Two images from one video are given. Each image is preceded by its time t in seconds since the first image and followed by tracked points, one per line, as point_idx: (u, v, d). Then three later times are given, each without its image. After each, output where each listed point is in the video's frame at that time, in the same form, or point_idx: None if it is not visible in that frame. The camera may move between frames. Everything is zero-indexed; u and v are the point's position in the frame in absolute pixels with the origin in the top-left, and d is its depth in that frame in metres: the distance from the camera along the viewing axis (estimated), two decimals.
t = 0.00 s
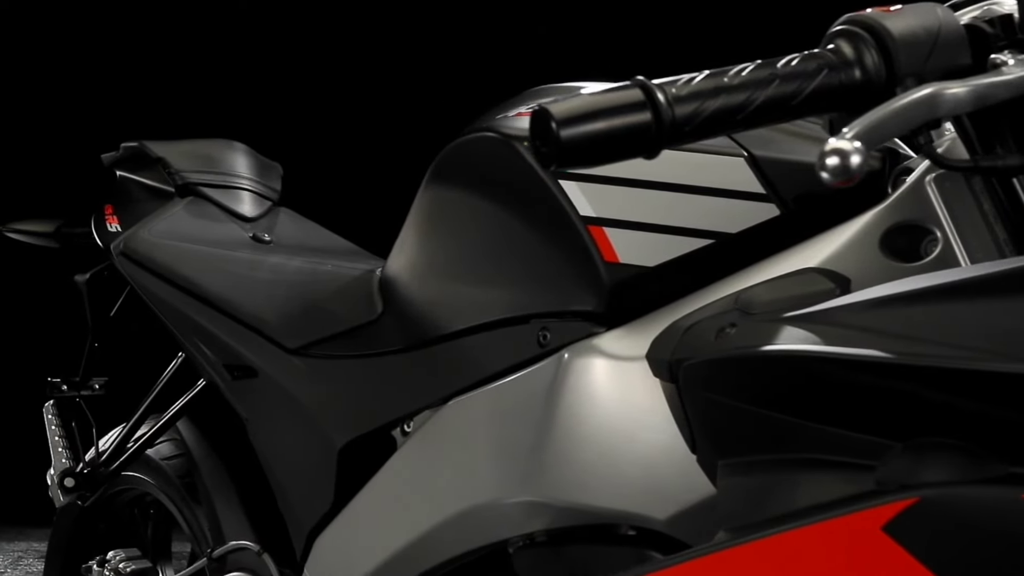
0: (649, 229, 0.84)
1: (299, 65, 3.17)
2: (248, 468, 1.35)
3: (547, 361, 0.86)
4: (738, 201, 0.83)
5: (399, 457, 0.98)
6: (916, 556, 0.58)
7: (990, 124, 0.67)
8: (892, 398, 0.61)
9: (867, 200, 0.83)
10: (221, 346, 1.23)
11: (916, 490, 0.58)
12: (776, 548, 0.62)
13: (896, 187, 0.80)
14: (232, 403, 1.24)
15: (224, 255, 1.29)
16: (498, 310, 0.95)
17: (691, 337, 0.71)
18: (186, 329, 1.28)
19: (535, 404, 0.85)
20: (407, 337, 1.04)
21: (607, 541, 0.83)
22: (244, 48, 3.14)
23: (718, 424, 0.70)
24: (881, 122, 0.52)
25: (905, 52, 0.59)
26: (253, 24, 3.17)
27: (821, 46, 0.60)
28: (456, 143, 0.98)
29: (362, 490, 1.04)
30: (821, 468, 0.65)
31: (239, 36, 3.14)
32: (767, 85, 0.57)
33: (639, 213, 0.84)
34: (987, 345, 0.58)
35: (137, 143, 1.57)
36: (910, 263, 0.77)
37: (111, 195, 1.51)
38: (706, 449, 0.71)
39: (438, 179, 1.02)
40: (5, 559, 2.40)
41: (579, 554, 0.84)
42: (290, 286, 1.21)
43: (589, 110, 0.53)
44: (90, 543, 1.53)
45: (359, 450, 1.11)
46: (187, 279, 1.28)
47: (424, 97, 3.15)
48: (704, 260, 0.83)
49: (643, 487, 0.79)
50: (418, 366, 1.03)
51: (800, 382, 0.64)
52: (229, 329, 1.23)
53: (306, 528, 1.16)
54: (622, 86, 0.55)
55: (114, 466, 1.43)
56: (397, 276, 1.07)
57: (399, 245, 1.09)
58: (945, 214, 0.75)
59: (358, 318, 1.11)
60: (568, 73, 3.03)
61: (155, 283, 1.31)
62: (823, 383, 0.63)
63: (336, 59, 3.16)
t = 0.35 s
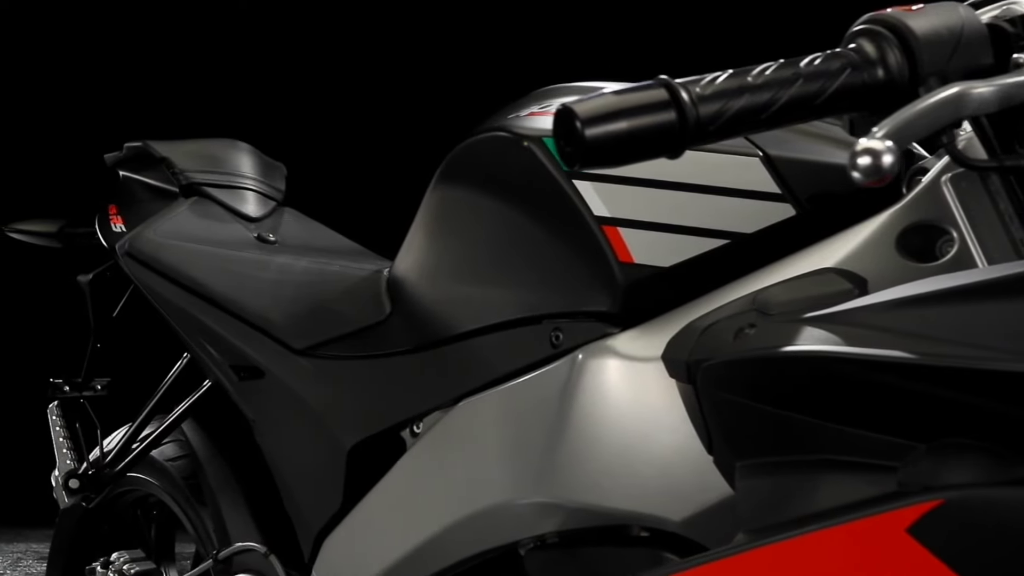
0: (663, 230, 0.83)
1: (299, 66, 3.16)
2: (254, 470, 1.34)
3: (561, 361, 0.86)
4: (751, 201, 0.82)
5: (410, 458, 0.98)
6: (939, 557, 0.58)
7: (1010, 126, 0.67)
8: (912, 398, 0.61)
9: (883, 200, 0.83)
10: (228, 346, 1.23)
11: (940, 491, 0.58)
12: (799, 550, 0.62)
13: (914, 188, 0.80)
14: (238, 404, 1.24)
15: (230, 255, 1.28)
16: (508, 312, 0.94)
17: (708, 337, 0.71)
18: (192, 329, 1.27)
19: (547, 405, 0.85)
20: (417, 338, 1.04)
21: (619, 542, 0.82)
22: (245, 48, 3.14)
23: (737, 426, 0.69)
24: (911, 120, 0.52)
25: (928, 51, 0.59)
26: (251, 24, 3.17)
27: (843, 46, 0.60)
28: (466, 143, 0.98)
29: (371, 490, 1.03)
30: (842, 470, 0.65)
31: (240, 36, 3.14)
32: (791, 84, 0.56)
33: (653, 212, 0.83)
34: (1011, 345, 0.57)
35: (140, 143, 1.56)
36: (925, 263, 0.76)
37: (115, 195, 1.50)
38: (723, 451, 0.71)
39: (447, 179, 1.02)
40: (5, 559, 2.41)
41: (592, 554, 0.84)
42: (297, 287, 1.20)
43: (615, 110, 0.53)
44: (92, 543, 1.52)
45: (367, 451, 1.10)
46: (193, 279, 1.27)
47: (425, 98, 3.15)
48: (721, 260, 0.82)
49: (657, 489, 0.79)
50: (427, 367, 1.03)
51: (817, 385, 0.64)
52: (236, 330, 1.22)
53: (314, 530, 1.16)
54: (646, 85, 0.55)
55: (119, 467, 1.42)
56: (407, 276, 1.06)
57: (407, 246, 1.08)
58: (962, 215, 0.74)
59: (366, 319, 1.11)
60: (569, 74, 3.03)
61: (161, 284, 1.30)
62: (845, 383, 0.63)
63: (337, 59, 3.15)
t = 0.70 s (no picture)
0: (681, 230, 0.81)
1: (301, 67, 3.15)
2: (261, 471, 1.34)
3: (578, 362, 0.86)
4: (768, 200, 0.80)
5: (422, 458, 0.98)
6: (965, 556, 0.58)
7: None
8: (935, 398, 0.61)
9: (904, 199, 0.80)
10: (237, 347, 1.22)
11: (970, 493, 0.58)
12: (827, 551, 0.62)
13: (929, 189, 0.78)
14: (247, 405, 1.23)
15: (238, 255, 1.27)
16: (519, 312, 0.94)
17: (729, 338, 0.71)
18: (199, 329, 1.26)
19: (565, 406, 0.85)
20: (429, 338, 1.04)
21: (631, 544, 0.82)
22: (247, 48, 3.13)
23: (759, 427, 0.69)
24: (946, 117, 0.53)
25: (957, 49, 0.58)
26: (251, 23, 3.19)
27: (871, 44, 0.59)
28: (479, 144, 0.97)
29: (384, 490, 1.03)
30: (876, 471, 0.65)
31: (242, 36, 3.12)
32: (820, 83, 0.56)
33: (670, 213, 0.82)
34: None
35: (145, 142, 1.55)
36: (945, 263, 0.74)
37: (120, 195, 1.49)
38: (745, 451, 0.70)
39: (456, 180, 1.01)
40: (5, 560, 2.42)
41: (614, 555, 0.84)
42: (306, 287, 1.20)
43: (645, 109, 0.52)
44: (98, 544, 1.51)
45: (380, 451, 1.09)
46: (201, 279, 1.27)
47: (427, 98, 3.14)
48: (740, 261, 0.81)
49: (676, 491, 0.78)
50: (438, 368, 1.02)
51: (840, 386, 0.64)
52: (244, 330, 1.21)
53: (324, 531, 1.15)
54: (677, 82, 0.54)
55: (125, 469, 1.40)
56: (417, 276, 1.06)
57: (417, 246, 1.08)
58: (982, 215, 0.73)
59: (375, 319, 1.10)
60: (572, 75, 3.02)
61: (169, 285, 1.30)
62: (869, 383, 0.63)
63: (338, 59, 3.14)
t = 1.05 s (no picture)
0: (701, 229, 0.80)
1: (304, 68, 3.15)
2: (271, 473, 1.33)
3: (597, 362, 0.85)
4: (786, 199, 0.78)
5: (437, 458, 0.97)
6: (998, 558, 0.58)
7: None
8: (957, 396, 0.61)
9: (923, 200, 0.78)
10: (247, 347, 1.22)
11: (1002, 495, 0.58)
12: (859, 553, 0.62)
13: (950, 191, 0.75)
14: (258, 406, 1.23)
15: (249, 255, 1.27)
16: (532, 312, 0.93)
17: (752, 338, 0.70)
18: (209, 329, 1.26)
19: (583, 405, 0.84)
20: (442, 338, 1.03)
21: (646, 544, 0.82)
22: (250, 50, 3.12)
23: (781, 426, 0.69)
24: (983, 117, 0.56)
25: (987, 47, 0.59)
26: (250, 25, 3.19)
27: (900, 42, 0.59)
28: (494, 144, 0.96)
29: (398, 490, 1.03)
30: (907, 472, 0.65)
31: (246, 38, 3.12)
32: (851, 81, 0.56)
33: (688, 211, 0.81)
34: None
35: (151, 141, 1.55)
36: (968, 264, 0.71)
37: (126, 195, 1.49)
38: (768, 451, 0.71)
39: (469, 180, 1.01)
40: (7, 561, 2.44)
41: (631, 557, 0.83)
42: (317, 287, 1.20)
43: (678, 108, 0.52)
44: (104, 545, 1.51)
45: (394, 451, 1.09)
46: (211, 279, 1.26)
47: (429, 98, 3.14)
48: (760, 260, 0.80)
49: (697, 491, 0.78)
50: (451, 368, 1.02)
51: (866, 382, 0.64)
52: (255, 330, 1.21)
53: (337, 532, 1.15)
54: (709, 81, 0.54)
55: (134, 470, 1.40)
56: (430, 275, 1.06)
57: (428, 246, 1.08)
58: (1004, 214, 0.70)
59: (388, 319, 1.10)
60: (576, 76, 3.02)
61: (178, 284, 1.29)
62: (891, 382, 0.63)
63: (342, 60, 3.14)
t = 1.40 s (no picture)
0: (722, 228, 0.80)
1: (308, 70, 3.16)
2: (281, 472, 1.32)
3: (616, 363, 0.85)
4: (805, 199, 0.78)
5: (452, 458, 0.97)
6: None
7: None
8: (990, 397, 0.61)
9: (947, 199, 0.78)
10: (260, 347, 1.21)
11: None
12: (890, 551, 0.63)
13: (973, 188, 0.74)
14: (270, 406, 1.22)
15: (261, 254, 1.27)
16: (548, 311, 0.93)
17: (776, 338, 0.70)
18: (221, 329, 1.25)
19: (603, 405, 0.84)
20: (457, 338, 1.03)
21: (670, 546, 0.82)
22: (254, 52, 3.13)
23: (805, 427, 0.69)
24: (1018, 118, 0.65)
25: (1016, 45, 0.59)
26: (250, 24, 3.37)
27: (931, 40, 0.59)
28: (508, 144, 0.96)
29: (413, 490, 1.02)
30: (931, 473, 0.65)
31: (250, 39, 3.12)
32: (883, 80, 0.55)
33: (712, 211, 0.80)
34: None
35: (160, 140, 1.54)
36: (993, 263, 0.70)
37: (135, 195, 1.48)
38: (793, 454, 0.70)
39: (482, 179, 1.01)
40: (11, 561, 2.46)
41: (644, 557, 0.83)
42: (328, 287, 1.19)
43: (712, 106, 0.51)
44: (113, 545, 1.52)
45: (408, 452, 1.08)
46: (223, 279, 1.26)
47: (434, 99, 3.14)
48: (782, 259, 0.80)
49: (719, 491, 0.77)
50: (466, 368, 1.01)
51: (894, 381, 0.64)
52: (267, 331, 1.21)
53: (350, 533, 1.14)
54: (743, 80, 0.53)
55: (144, 470, 1.39)
56: (444, 275, 1.05)
57: (441, 245, 1.07)
58: None
59: (401, 319, 1.10)
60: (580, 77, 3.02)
61: (189, 284, 1.29)
62: (921, 380, 0.63)
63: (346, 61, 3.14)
